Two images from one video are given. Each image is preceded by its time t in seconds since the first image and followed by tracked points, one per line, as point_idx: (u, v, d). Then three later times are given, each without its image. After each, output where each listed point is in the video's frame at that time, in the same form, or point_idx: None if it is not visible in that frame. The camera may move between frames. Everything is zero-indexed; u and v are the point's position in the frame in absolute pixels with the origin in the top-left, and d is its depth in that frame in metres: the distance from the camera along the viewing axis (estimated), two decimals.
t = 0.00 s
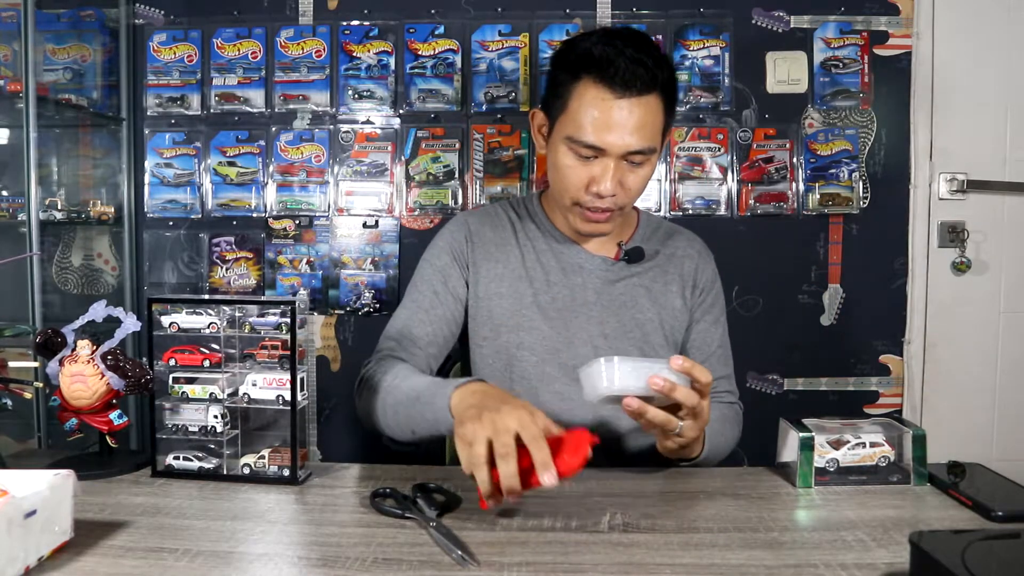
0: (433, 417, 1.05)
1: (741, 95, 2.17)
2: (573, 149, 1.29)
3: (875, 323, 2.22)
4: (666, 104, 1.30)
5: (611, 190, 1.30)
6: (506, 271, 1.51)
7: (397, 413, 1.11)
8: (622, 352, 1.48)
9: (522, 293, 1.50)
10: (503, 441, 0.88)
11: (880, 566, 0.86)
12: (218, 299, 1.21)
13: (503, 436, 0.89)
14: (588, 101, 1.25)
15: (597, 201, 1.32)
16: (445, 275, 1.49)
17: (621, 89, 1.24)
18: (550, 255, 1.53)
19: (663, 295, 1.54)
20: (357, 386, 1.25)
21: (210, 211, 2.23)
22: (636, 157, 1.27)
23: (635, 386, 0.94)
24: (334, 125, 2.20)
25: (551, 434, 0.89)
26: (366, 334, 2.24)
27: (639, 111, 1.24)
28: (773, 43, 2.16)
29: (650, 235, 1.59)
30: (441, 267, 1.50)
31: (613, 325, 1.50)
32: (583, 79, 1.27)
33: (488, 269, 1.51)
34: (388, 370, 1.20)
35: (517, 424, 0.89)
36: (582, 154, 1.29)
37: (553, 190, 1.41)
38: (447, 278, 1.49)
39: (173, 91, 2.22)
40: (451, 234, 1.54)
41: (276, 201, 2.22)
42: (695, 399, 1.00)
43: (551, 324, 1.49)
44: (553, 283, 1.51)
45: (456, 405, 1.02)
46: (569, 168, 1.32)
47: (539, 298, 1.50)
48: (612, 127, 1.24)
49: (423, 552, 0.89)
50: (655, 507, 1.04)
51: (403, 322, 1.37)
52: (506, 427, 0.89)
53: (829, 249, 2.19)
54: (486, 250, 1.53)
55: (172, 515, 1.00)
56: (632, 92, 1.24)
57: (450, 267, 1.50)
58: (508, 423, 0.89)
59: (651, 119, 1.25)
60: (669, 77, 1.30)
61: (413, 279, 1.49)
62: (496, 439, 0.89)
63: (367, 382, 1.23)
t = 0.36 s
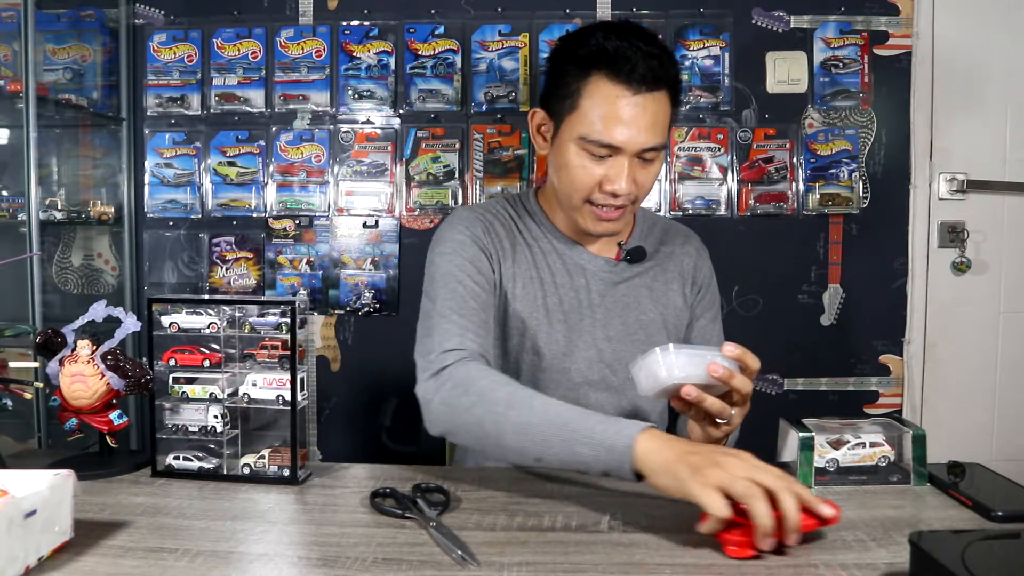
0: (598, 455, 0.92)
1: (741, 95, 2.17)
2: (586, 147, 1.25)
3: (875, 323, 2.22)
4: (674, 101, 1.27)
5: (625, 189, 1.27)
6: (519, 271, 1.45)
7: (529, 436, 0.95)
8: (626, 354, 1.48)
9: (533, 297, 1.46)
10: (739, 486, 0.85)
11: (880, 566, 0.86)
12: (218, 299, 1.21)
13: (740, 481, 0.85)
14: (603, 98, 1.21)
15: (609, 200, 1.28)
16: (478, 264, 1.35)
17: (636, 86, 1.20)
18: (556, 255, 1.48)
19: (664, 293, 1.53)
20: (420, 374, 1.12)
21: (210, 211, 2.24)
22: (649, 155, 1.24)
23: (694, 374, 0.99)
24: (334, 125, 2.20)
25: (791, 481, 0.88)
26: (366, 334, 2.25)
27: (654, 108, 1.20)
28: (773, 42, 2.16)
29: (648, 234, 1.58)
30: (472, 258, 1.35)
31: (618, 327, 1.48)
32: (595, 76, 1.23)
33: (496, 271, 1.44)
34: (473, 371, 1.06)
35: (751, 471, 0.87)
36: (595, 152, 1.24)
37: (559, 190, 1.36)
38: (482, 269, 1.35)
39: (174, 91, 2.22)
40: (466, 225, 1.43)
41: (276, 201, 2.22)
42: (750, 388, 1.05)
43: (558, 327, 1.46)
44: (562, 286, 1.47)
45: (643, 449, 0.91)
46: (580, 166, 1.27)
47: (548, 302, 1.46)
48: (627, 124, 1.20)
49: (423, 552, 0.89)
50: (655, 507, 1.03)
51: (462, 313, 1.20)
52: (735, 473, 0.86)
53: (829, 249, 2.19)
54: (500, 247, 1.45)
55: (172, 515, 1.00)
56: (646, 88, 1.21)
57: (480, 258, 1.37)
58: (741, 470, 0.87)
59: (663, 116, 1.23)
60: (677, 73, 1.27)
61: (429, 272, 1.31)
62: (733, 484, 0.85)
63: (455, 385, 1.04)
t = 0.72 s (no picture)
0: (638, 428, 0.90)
1: (740, 95, 2.17)
2: (608, 148, 1.23)
3: (875, 323, 2.22)
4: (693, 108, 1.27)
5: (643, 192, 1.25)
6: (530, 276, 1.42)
7: (565, 440, 0.92)
8: (632, 359, 1.48)
9: (541, 301, 1.43)
10: (755, 466, 0.85)
11: (880, 566, 0.86)
12: (218, 299, 1.21)
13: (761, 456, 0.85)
14: (631, 99, 1.19)
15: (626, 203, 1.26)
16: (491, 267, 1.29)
17: (663, 90, 1.19)
18: (564, 257, 1.45)
19: (671, 295, 1.53)
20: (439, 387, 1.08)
21: (210, 211, 2.24)
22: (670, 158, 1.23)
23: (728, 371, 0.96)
24: (334, 125, 2.20)
25: (830, 453, 0.85)
26: (366, 334, 2.24)
27: (679, 113, 1.20)
28: (773, 43, 2.16)
29: (652, 234, 1.58)
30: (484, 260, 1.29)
31: (624, 330, 1.48)
32: (620, 76, 1.21)
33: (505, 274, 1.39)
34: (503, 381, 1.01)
35: (779, 448, 0.85)
36: (618, 153, 1.22)
37: (572, 189, 1.33)
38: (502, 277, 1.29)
39: (174, 91, 2.22)
40: (476, 226, 1.36)
41: (276, 201, 2.22)
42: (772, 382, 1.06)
43: (565, 331, 1.44)
44: (571, 290, 1.45)
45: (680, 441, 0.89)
46: (599, 168, 1.25)
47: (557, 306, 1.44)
48: (653, 127, 1.19)
49: (423, 552, 0.89)
50: (654, 508, 1.03)
51: (481, 319, 1.14)
52: (757, 452, 0.85)
53: (829, 249, 2.19)
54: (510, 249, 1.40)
55: (172, 515, 1.00)
56: (672, 93, 1.20)
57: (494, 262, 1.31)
58: (767, 450, 0.85)
59: (684, 120, 1.22)
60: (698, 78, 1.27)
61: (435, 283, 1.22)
62: (753, 466, 0.85)
63: (479, 393, 1.00)
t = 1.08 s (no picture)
0: (510, 363, 1.06)
1: (740, 95, 2.17)
2: (596, 151, 1.23)
3: (875, 323, 2.22)
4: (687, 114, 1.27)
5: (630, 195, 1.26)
6: (511, 273, 1.48)
7: (449, 382, 1.11)
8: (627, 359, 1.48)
9: (525, 298, 1.47)
10: (616, 333, 1.01)
11: (880, 566, 0.86)
12: (218, 299, 1.20)
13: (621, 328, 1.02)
14: (619, 104, 1.20)
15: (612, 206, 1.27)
16: (453, 269, 1.42)
17: (653, 95, 1.19)
18: (552, 257, 1.50)
19: (665, 297, 1.53)
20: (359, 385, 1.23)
21: (210, 211, 2.24)
22: (658, 163, 1.23)
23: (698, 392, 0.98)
24: (334, 125, 2.20)
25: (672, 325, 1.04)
26: (366, 334, 2.24)
27: (668, 118, 1.20)
28: (773, 42, 2.16)
29: (650, 237, 1.58)
30: (448, 262, 1.42)
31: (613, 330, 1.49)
32: (611, 80, 1.21)
33: (487, 269, 1.47)
34: (414, 357, 1.17)
35: (633, 320, 1.03)
36: (606, 157, 1.23)
37: (564, 190, 1.35)
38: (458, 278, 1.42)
39: (174, 91, 2.22)
40: (456, 228, 1.49)
41: (276, 201, 2.22)
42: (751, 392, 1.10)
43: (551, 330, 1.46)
44: (556, 288, 1.49)
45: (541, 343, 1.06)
46: (587, 170, 1.26)
47: (541, 304, 1.48)
48: (639, 131, 1.19)
49: (423, 552, 0.89)
50: (654, 507, 1.03)
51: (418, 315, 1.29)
52: (618, 323, 1.02)
53: (829, 249, 2.19)
54: (491, 248, 1.49)
55: (172, 515, 1.00)
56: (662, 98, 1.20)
57: (458, 262, 1.43)
58: (623, 321, 1.03)
59: (675, 125, 1.22)
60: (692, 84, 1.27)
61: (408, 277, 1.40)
62: (614, 334, 1.01)
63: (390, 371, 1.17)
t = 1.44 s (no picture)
0: (500, 342, 1.07)
1: (740, 95, 2.17)
2: (569, 148, 1.25)
3: (875, 323, 2.22)
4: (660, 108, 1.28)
5: (607, 190, 1.26)
6: (499, 270, 1.49)
7: (435, 359, 1.11)
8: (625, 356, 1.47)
9: (513, 294, 1.48)
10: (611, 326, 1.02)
11: (880, 566, 0.86)
12: (218, 299, 1.20)
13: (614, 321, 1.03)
14: (586, 100, 1.22)
15: (590, 202, 1.28)
16: (442, 263, 1.45)
17: (620, 89, 1.21)
18: (539, 255, 1.51)
19: (652, 289, 1.52)
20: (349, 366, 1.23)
21: (210, 211, 2.24)
22: (630, 157, 1.24)
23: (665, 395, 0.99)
24: (334, 125, 2.20)
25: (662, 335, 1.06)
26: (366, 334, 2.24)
27: (636, 112, 1.21)
28: (773, 43, 2.16)
29: (636, 232, 1.58)
30: (438, 256, 1.45)
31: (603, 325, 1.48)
32: (580, 79, 1.24)
33: (477, 266, 1.49)
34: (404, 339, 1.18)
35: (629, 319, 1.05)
36: (579, 153, 1.25)
37: (544, 189, 1.37)
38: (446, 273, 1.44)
39: (174, 91, 2.22)
40: (446, 226, 1.51)
41: (275, 201, 2.22)
42: (723, 387, 1.10)
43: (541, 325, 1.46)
44: (545, 283, 1.49)
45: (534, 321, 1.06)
46: (563, 167, 1.28)
47: (530, 300, 1.47)
48: (608, 125, 1.21)
49: (423, 552, 0.89)
50: (654, 507, 1.03)
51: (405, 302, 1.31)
52: (614, 317, 1.04)
53: (829, 249, 2.19)
54: (479, 245, 1.51)
55: (172, 515, 1.00)
56: (629, 92, 1.21)
57: (447, 257, 1.46)
58: (621, 316, 1.05)
59: (645, 119, 1.23)
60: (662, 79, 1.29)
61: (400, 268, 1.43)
62: (608, 324, 1.02)
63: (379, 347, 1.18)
